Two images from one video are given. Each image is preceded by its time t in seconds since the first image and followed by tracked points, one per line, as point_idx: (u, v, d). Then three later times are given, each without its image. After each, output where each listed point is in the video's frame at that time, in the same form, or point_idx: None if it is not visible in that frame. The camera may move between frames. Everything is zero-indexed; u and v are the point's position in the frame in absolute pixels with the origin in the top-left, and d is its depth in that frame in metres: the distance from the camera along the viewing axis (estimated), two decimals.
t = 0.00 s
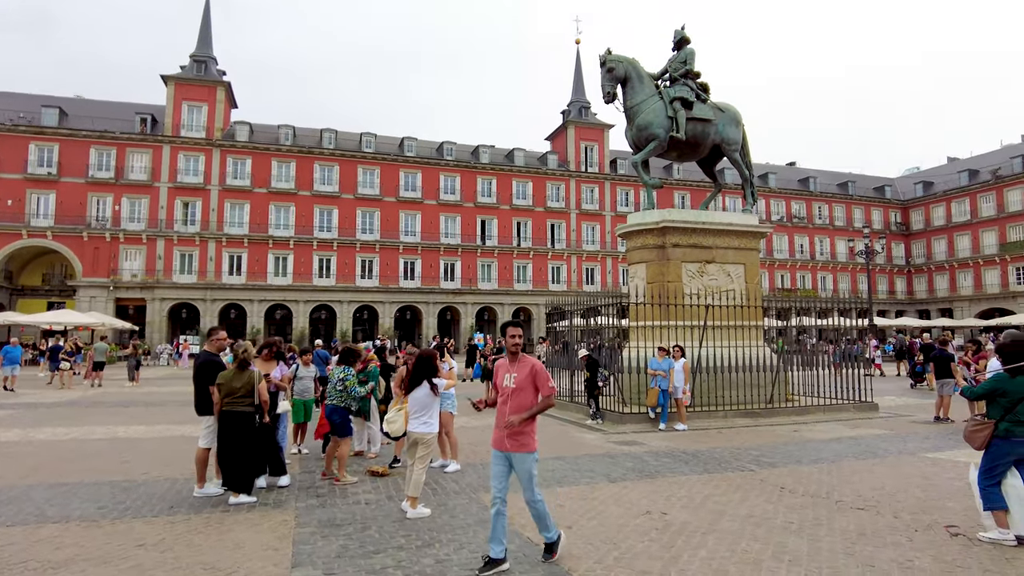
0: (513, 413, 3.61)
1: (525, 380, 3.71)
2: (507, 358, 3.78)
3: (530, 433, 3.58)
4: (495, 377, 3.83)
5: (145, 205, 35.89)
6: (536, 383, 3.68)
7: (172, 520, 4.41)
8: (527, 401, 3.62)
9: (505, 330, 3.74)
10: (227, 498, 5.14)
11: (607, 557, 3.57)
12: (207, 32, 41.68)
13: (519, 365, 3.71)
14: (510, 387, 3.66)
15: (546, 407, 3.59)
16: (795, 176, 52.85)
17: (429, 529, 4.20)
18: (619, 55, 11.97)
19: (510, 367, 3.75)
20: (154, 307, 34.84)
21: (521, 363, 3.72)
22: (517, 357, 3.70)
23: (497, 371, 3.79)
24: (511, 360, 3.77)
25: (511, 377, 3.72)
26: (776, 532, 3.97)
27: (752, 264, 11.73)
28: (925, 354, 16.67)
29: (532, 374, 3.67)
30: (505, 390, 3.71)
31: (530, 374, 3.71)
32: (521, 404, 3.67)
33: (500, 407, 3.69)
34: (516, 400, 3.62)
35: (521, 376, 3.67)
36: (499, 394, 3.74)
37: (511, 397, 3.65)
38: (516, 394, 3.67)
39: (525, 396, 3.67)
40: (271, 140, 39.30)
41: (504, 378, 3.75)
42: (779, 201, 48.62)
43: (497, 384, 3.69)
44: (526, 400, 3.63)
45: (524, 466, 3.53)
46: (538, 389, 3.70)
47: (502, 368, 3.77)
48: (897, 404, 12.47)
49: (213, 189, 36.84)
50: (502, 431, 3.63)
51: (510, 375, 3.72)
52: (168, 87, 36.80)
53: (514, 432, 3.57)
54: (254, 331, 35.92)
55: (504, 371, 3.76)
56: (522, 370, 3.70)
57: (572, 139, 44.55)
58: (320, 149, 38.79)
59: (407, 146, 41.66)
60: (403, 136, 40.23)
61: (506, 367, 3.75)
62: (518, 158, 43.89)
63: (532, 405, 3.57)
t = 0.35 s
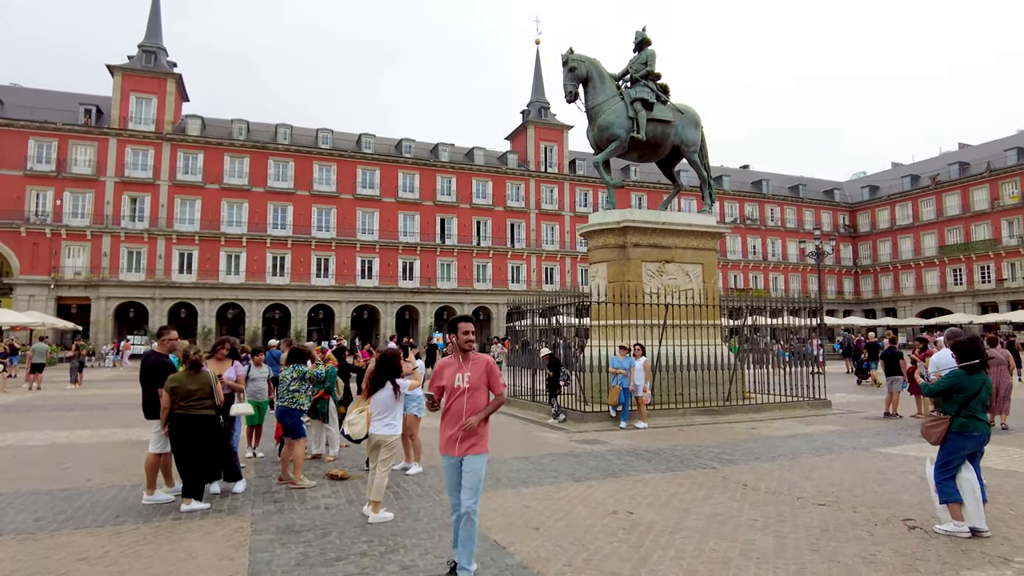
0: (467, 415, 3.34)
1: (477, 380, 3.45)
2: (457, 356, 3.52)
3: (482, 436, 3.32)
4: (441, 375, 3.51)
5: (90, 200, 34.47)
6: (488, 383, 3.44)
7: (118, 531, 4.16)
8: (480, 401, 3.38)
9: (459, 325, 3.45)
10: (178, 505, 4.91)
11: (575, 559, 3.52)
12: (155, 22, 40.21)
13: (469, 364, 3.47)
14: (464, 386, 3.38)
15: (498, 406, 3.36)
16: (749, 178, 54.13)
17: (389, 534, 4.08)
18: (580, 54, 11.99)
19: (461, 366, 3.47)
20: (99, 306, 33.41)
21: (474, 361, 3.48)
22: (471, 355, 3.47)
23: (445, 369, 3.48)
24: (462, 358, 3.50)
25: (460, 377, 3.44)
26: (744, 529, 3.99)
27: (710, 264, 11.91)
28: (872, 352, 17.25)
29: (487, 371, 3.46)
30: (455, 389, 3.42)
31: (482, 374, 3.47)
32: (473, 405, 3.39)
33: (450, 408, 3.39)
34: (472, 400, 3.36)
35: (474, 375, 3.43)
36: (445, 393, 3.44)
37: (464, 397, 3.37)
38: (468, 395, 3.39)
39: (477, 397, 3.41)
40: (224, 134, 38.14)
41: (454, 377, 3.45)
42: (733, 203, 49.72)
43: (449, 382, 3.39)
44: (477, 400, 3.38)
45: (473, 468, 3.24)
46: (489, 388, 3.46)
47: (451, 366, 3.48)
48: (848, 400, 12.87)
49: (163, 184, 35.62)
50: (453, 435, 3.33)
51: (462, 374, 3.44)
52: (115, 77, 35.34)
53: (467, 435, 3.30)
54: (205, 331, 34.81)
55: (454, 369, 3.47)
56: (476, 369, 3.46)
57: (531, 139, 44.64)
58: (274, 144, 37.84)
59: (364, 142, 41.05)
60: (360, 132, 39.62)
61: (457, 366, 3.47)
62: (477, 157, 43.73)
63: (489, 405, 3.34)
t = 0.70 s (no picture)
0: (431, 422, 3.13)
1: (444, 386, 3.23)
2: (423, 358, 3.28)
3: (445, 447, 3.12)
4: (403, 377, 3.25)
5: (28, 194, 32.86)
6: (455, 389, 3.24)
7: (61, 543, 3.94)
8: (444, 408, 3.17)
9: (428, 323, 3.20)
10: (125, 514, 4.68)
11: (542, 562, 3.50)
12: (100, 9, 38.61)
13: (437, 367, 3.24)
14: (432, 391, 3.17)
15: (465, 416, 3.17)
16: (703, 182, 55.27)
17: (351, 540, 3.98)
18: (542, 55, 12.00)
19: (427, 369, 3.24)
20: (38, 305, 31.87)
21: (442, 364, 3.26)
22: (437, 358, 3.25)
23: (409, 372, 3.23)
24: (428, 360, 3.27)
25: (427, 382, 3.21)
26: (707, 528, 4.03)
27: (667, 266, 12.09)
28: (820, 352, 17.83)
29: (456, 377, 3.25)
30: (419, 395, 3.19)
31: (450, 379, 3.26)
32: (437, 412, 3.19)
33: (414, 414, 3.17)
34: (438, 406, 3.15)
35: (443, 380, 3.22)
36: (409, 398, 3.20)
37: (429, 403, 3.15)
38: (433, 402, 3.17)
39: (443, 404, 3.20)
40: (173, 128, 36.87)
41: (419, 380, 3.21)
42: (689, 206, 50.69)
43: (414, 387, 3.15)
44: (443, 407, 3.17)
45: (434, 482, 3.07)
46: (455, 394, 3.25)
47: (416, 369, 3.24)
48: (798, 399, 13.22)
49: (108, 178, 34.23)
50: (414, 444, 3.12)
51: (429, 377, 3.22)
52: (55, 65, 33.75)
53: (430, 447, 3.10)
54: (152, 331, 33.56)
55: (419, 372, 3.23)
56: (444, 372, 3.25)
57: (490, 139, 44.58)
58: (227, 139, 36.78)
59: (320, 139, 40.24)
60: (316, 128, 38.82)
61: (423, 369, 3.23)
62: (435, 156, 43.43)
63: (455, 413, 3.15)
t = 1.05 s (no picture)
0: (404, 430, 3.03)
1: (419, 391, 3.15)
2: (396, 363, 3.17)
3: (417, 456, 3.04)
4: (375, 384, 3.13)
5: None
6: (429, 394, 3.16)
7: (17, 555, 3.79)
8: (418, 416, 3.09)
9: (401, 327, 3.06)
10: (84, 523, 4.54)
11: (518, 566, 3.49)
12: None
13: (411, 373, 3.15)
14: (406, 399, 3.07)
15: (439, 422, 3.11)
16: (668, 186, 56.01)
17: (322, 545, 3.92)
18: (513, 58, 12.01)
19: (401, 375, 3.13)
20: None
21: (417, 370, 3.17)
22: (412, 363, 3.15)
23: (382, 377, 3.11)
24: (403, 365, 3.16)
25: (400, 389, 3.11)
26: (679, 530, 4.07)
27: (635, 268, 12.20)
28: (779, 353, 18.26)
29: (430, 383, 3.18)
30: (392, 402, 3.08)
31: (425, 383, 3.18)
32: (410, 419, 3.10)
33: (386, 422, 3.05)
34: (412, 414, 3.06)
35: (417, 386, 3.13)
36: (381, 406, 3.09)
37: (403, 411, 3.06)
38: (407, 409, 3.07)
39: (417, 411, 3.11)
40: (133, 123, 35.83)
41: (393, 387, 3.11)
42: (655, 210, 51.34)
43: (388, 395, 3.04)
44: (417, 415, 3.09)
45: (407, 493, 3.00)
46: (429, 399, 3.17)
47: (389, 376, 3.12)
48: (761, 400, 13.48)
49: (63, 174, 33.13)
50: (385, 452, 3.02)
51: (402, 384, 3.12)
52: (7, 56, 32.51)
53: (402, 458, 3.01)
54: (110, 332, 32.54)
55: (394, 379, 3.12)
56: (419, 378, 3.16)
57: (459, 140, 44.44)
58: (189, 136, 35.94)
59: (286, 137, 39.55)
60: (281, 126, 38.15)
61: (397, 375, 3.13)
62: (403, 156, 43.11)
63: (430, 419, 3.07)
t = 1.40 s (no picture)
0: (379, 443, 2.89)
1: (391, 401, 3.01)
2: (366, 372, 3.02)
3: (394, 470, 2.91)
4: (344, 396, 2.97)
5: None
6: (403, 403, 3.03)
7: None
8: (393, 428, 2.95)
9: (370, 334, 2.92)
10: (56, 530, 4.44)
11: (499, 569, 3.49)
12: None
13: (383, 382, 3.01)
14: (378, 410, 2.93)
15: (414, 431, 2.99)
16: (643, 188, 56.47)
17: (301, 551, 3.87)
18: (492, 59, 12.01)
19: (370, 385, 2.99)
20: None
21: (388, 378, 3.03)
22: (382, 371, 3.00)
23: (350, 390, 2.96)
24: (373, 375, 3.01)
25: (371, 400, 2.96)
26: (659, 531, 4.11)
27: (612, 270, 12.28)
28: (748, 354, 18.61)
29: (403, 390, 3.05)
30: (364, 415, 2.93)
31: (397, 392, 3.05)
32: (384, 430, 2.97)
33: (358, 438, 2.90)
34: (386, 425, 2.92)
35: (391, 396, 3.00)
36: (353, 419, 2.94)
37: (376, 423, 2.92)
38: (380, 421, 2.93)
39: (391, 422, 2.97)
40: (102, 119, 35.01)
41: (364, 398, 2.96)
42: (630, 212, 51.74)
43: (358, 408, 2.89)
44: (393, 427, 2.95)
45: (386, 509, 2.88)
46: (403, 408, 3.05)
47: (358, 387, 2.97)
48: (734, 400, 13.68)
49: (28, 171, 32.26)
50: (359, 469, 2.88)
51: (373, 395, 2.97)
52: None
53: (380, 473, 2.87)
54: (77, 333, 31.72)
55: (364, 389, 2.97)
56: (391, 387, 3.02)
57: (436, 141, 44.30)
58: (160, 133, 35.26)
59: (260, 136, 38.95)
60: (255, 124, 37.57)
61: (366, 385, 2.98)
62: (379, 156, 42.80)
63: (404, 430, 2.94)
